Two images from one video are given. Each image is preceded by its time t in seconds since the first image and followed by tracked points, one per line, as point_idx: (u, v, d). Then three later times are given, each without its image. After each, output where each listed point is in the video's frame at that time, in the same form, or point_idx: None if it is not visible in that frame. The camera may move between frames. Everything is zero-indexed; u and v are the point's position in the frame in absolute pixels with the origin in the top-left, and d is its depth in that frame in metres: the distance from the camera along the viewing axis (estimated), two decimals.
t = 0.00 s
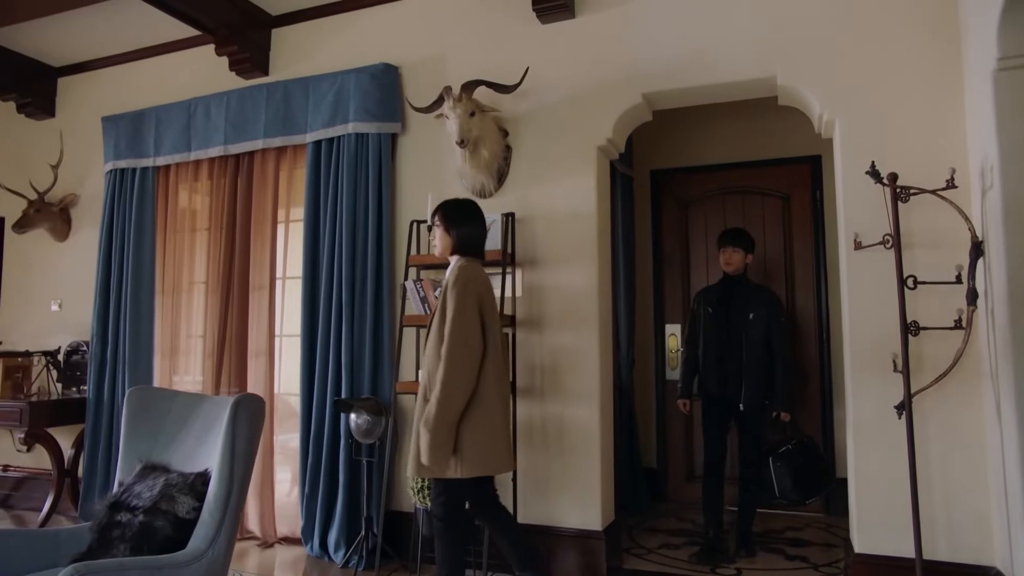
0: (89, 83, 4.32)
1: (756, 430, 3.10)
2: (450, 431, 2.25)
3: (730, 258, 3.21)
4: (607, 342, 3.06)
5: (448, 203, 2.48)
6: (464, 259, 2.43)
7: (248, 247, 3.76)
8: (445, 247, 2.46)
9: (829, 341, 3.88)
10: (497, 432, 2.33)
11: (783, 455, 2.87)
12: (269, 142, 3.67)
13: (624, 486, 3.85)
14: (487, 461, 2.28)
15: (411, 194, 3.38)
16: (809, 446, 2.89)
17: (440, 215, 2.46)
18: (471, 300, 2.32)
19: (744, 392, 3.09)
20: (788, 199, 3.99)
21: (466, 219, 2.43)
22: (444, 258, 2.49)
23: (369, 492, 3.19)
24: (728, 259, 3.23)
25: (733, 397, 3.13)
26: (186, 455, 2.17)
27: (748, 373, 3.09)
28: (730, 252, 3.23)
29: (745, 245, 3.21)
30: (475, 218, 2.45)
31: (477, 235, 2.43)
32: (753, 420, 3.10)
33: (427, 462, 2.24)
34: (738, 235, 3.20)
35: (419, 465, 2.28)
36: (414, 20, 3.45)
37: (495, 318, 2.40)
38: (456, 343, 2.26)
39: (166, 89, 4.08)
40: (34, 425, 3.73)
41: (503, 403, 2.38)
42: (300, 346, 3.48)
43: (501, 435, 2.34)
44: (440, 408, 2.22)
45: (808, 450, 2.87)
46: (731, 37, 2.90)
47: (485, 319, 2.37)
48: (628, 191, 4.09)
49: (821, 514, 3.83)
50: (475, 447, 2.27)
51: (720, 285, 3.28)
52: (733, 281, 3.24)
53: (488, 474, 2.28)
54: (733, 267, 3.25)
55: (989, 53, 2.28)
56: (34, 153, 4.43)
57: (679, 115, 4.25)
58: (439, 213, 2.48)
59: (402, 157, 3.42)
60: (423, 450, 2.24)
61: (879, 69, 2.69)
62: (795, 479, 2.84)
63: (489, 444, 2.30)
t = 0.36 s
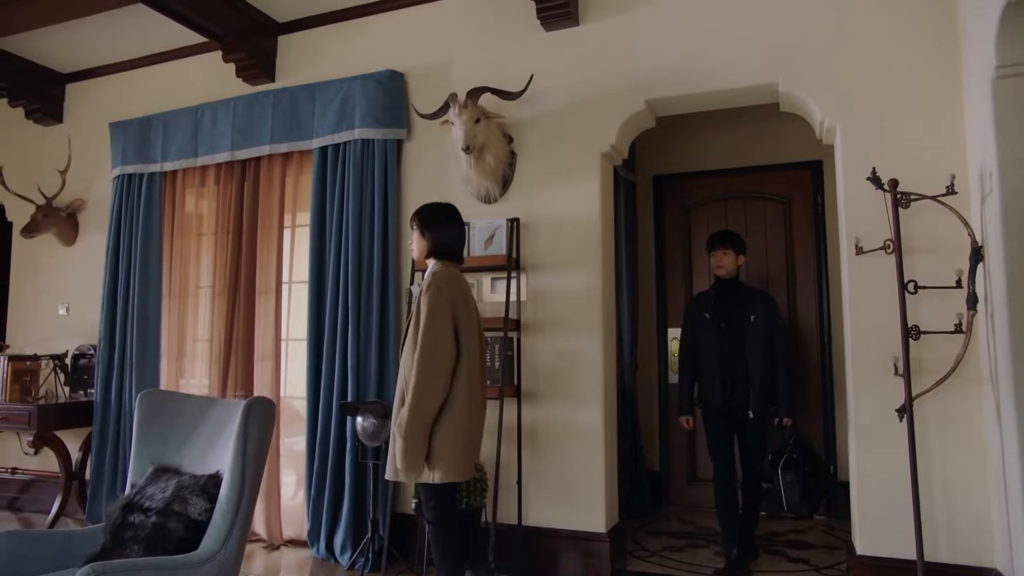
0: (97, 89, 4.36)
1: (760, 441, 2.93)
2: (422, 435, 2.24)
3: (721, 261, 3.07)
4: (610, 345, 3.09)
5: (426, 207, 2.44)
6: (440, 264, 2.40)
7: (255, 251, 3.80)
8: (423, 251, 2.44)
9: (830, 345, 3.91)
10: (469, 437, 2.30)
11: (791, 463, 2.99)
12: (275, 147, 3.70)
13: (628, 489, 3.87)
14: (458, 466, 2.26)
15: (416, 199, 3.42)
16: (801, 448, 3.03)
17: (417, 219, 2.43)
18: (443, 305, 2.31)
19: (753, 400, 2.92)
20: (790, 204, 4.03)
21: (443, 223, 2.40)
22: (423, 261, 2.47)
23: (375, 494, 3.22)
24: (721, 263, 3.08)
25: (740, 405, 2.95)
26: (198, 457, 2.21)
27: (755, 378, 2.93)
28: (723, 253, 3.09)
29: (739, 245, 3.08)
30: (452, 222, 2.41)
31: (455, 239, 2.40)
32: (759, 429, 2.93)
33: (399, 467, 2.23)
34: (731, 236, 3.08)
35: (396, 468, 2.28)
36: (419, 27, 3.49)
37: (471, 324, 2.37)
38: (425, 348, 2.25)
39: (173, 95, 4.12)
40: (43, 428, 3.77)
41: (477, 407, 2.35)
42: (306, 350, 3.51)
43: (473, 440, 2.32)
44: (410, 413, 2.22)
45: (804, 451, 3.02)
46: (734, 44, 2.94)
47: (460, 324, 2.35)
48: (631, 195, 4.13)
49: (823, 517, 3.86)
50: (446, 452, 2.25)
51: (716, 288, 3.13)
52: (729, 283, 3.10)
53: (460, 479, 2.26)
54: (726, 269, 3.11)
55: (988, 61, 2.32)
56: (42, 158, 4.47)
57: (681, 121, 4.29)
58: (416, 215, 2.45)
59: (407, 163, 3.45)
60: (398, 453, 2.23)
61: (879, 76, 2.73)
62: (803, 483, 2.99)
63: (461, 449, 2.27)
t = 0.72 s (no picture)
0: (108, 91, 4.40)
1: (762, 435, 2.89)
2: (421, 436, 2.22)
3: (715, 254, 3.05)
4: (617, 344, 3.11)
5: (414, 210, 2.40)
6: (427, 268, 2.36)
7: (264, 253, 3.83)
8: (407, 255, 2.41)
9: (836, 345, 3.93)
10: (467, 435, 2.31)
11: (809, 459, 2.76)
12: (284, 149, 3.74)
13: (634, 489, 3.90)
14: (458, 464, 2.27)
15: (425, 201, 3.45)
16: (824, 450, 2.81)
17: (404, 222, 2.40)
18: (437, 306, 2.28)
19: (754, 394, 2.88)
20: (795, 205, 4.05)
21: (432, 227, 2.36)
22: (407, 264, 2.43)
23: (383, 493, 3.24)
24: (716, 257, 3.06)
25: (740, 399, 2.92)
26: (212, 455, 2.24)
27: (755, 372, 2.89)
28: (718, 247, 3.07)
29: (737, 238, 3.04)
30: (440, 228, 2.38)
31: (445, 243, 2.38)
32: (764, 424, 2.89)
33: (399, 470, 2.20)
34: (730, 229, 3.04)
35: (394, 471, 2.25)
36: (427, 30, 3.52)
37: (462, 323, 2.36)
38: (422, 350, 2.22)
39: (183, 98, 4.16)
40: (55, 427, 3.81)
41: (472, 405, 2.36)
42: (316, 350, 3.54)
43: (471, 438, 2.32)
44: (409, 415, 2.19)
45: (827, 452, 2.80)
46: (739, 47, 2.96)
47: (451, 324, 2.33)
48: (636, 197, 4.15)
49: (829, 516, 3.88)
50: (447, 451, 2.25)
51: (711, 281, 3.10)
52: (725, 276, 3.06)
53: (460, 476, 2.27)
54: (721, 263, 3.08)
55: (993, 64, 2.34)
56: (53, 161, 4.51)
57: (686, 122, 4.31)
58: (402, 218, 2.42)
59: (415, 165, 3.48)
60: (397, 457, 2.20)
61: (884, 79, 2.75)
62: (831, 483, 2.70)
63: (459, 447, 2.27)
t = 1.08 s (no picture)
0: (118, 94, 4.44)
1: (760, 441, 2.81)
2: (404, 434, 2.29)
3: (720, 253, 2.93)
4: (624, 345, 3.15)
5: (396, 217, 2.47)
6: (408, 272, 2.44)
7: (274, 254, 3.86)
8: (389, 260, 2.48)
9: (840, 345, 3.95)
10: (449, 434, 2.38)
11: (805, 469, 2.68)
12: (294, 151, 3.77)
13: (640, 488, 3.92)
14: (440, 462, 2.33)
15: (433, 203, 3.48)
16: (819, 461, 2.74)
17: (387, 230, 2.46)
18: (418, 307, 2.37)
19: (754, 399, 2.80)
20: (800, 207, 4.08)
21: (415, 234, 2.44)
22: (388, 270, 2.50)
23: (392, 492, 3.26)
24: (720, 255, 2.95)
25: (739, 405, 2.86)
26: (226, 454, 2.28)
27: (755, 377, 2.82)
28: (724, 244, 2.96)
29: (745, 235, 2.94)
30: (422, 235, 2.44)
31: (428, 248, 2.45)
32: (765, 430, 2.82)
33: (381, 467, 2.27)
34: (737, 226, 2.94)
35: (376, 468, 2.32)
36: (435, 33, 3.55)
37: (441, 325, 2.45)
38: (403, 350, 2.29)
39: (193, 100, 4.20)
40: (67, 427, 3.85)
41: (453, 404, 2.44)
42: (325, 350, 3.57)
43: (453, 436, 2.39)
44: (392, 413, 2.26)
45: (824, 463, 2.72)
46: (746, 50, 2.99)
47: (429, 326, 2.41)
48: (642, 198, 4.18)
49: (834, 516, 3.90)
50: (429, 449, 2.32)
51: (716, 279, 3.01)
52: (729, 275, 2.96)
53: (442, 473, 2.34)
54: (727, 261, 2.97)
55: (997, 67, 2.37)
56: (64, 163, 4.56)
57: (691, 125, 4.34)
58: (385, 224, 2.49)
59: (423, 167, 3.51)
60: (380, 454, 2.27)
61: (890, 81, 2.77)
62: (822, 494, 2.66)
63: (440, 446, 2.34)
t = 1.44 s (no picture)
0: (132, 97, 4.50)
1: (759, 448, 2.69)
2: (372, 428, 2.49)
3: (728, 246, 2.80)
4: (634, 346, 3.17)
5: (383, 221, 2.67)
6: (391, 274, 2.64)
7: (286, 254, 3.91)
8: (374, 263, 2.68)
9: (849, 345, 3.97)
10: (414, 432, 2.59)
11: (809, 486, 2.55)
12: (306, 153, 3.81)
13: (649, 487, 3.95)
14: (402, 458, 2.54)
15: (444, 205, 3.51)
16: (827, 472, 2.60)
17: (373, 232, 2.66)
18: (397, 308, 2.58)
19: (751, 404, 2.68)
20: (807, 207, 4.10)
21: (400, 239, 2.64)
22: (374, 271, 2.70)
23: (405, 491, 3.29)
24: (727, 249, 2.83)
25: (732, 404, 2.78)
26: (244, 453, 2.32)
27: (753, 381, 2.69)
28: (734, 238, 2.81)
29: (755, 228, 2.78)
30: (405, 239, 2.64)
31: (411, 253, 2.66)
32: (765, 436, 2.69)
33: (348, 457, 2.48)
34: (749, 218, 2.78)
35: (344, 458, 2.51)
36: (445, 36, 3.59)
37: (419, 327, 2.66)
38: (377, 349, 2.50)
39: (206, 103, 4.25)
40: (84, 426, 3.91)
41: (422, 403, 2.65)
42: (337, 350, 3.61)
43: (418, 432, 2.60)
44: (362, 407, 2.47)
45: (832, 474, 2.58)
46: (755, 52, 3.01)
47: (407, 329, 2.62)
48: (651, 199, 4.21)
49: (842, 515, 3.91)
50: (393, 444, 2.52)
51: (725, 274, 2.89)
52: (737, 269, 2.85)
53: (403, 468, 2.55)
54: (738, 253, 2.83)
55: (1006, 70, 2.38)
56: (79, 166, 4.62)
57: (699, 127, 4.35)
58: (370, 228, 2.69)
59: (435, 169, 3.55)
60: (347, 444, 2.47)
61: (898, 83, 2.79)
62: (823, 520, 2.53)
63: (404, 441, 2.55)
